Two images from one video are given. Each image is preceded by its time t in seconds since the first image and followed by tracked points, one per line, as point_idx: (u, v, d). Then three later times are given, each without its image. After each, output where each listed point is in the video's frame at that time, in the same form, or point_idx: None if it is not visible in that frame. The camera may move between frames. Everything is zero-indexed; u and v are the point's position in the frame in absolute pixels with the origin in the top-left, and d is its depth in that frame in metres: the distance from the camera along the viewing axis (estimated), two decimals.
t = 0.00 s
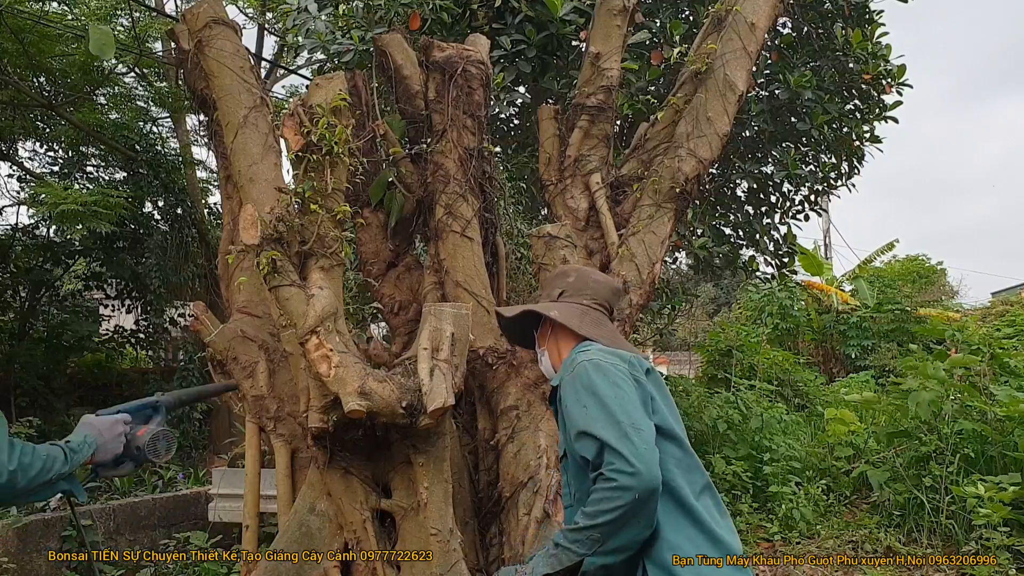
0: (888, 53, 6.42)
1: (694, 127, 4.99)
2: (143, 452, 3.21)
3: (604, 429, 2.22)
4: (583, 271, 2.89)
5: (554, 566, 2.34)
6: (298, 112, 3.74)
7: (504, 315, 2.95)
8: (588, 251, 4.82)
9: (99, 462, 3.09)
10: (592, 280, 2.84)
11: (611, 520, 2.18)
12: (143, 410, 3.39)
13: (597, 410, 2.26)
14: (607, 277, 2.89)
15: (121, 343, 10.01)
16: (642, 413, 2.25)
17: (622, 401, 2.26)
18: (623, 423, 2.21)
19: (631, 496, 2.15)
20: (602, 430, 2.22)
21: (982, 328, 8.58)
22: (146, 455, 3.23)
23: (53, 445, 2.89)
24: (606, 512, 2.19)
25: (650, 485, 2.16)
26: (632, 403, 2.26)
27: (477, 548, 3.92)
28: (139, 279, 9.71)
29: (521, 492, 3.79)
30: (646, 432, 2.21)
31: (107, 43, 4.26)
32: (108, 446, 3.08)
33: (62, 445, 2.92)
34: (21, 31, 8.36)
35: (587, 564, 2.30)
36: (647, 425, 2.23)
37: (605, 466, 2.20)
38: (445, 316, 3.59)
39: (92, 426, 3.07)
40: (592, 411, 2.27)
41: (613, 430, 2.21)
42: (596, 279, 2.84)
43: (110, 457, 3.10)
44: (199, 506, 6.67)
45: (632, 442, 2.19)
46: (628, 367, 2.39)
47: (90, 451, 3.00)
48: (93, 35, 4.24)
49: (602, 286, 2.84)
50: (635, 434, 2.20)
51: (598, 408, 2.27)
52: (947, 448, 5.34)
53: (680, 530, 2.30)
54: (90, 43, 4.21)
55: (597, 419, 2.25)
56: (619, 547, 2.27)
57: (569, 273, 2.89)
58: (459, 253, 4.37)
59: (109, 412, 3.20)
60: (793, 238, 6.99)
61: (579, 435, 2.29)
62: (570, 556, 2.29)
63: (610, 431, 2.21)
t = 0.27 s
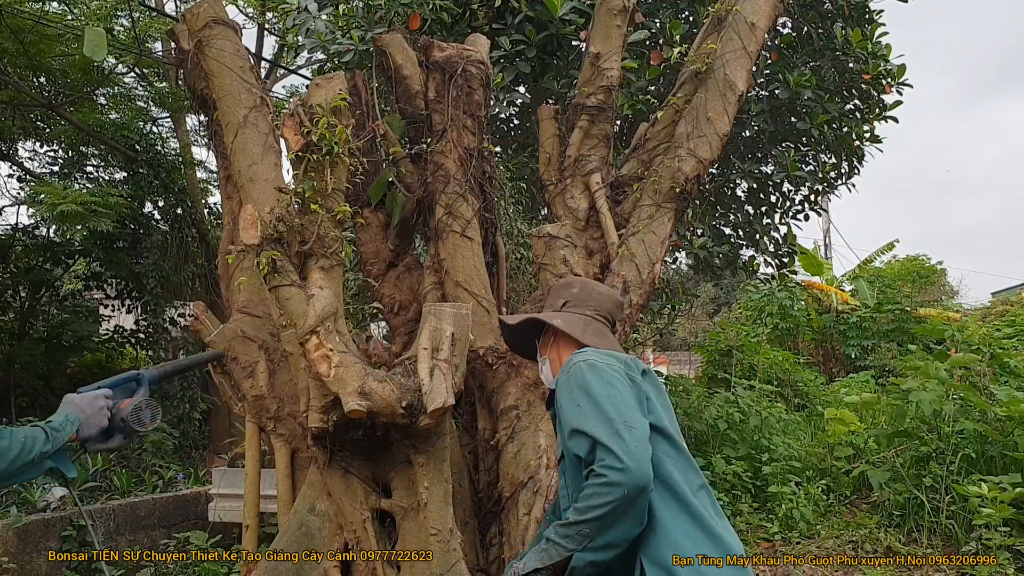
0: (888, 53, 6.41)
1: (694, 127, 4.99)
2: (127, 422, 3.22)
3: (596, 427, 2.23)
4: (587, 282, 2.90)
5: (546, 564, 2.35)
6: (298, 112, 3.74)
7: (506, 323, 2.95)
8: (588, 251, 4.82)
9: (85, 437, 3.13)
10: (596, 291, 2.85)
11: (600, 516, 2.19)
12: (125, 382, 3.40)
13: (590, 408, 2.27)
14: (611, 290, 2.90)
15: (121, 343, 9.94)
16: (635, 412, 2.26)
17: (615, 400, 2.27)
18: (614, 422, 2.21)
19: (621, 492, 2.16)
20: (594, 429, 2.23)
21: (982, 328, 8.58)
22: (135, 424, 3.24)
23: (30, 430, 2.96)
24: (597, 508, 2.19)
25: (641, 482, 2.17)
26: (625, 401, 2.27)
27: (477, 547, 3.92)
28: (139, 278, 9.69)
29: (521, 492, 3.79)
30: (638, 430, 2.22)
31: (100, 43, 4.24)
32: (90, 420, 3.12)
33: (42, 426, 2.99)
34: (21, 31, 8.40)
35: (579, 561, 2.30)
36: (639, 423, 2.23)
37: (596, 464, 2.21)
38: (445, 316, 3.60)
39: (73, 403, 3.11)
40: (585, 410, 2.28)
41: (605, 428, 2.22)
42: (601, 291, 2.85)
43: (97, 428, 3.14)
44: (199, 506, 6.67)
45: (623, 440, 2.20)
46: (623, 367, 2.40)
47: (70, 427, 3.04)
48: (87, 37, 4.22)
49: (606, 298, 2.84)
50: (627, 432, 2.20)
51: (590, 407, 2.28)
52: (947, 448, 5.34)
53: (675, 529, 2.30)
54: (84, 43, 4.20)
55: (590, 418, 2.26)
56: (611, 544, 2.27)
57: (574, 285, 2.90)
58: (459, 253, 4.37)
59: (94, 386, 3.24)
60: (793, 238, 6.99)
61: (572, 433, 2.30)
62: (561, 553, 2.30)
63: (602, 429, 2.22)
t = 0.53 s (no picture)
0: (888, 53, 6.42)
1: (694, 127, 4.99)
2: (72, 478, 3.12)
3: (594, 431, 2.23)
4: (586, 276, 2.90)
5: (547, 568, 2.35)
6: (298, 112, 3.74)
7: (505, 319, 2.96)
8: (588, 251, 4.82)
9: (28, 471, 3.03)
10: (595, 286, 2.84)
11: (600, 521, 2.19)
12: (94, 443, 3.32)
13: (588, 412, 2.27)
14: (609, 283, 2.89)
15: (121, 343, 9.97)
16: (633, 415, 2.25)
17: (613, 403, 2.26)
18: (612, 425, 2.21)
19: (619, 497, 2.16)
20: (591, 433, 2.23)
21: (982, 328, 8.59)
22: (74, 484, 3.13)
23: None
24: (596, 513, 2.20)
25: (639, 487, 2.17)
26: (624, 404, 2.27)
27: (477, 547, 3.92)
28: (139, 278, 9.69)
29: (521, 492, 3.79)
30: (636, 433, 2.21)
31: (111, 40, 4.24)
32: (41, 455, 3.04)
33: None
34: (21, 31, 8.39)
35: (578, 565, 2.31)
36: (637, 426, 2.23)
37: (595, 468, 2.21)
38: (445, 316, 3.60)
39: (36, 433, 3.06)
40: (583, 413, 2.28)
41: (603, 431, 2.22)
42: (599, 285, 2.84)
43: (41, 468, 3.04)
44: (199, 507, 6.67)
45: (620, 445, 2.19)
46: (621, 369, 2.39)
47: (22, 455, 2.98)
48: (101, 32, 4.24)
49: (604, 292, 2.84)
50: (624, 436, 2.20)
51: (588, 411, 2.28)
52: (947, 448, 5.34)
53: (674, 530, 2.30)
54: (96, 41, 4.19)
55: (588, 421, 2.26)
56: (610, 548, 2.27)
57: (572, 279, 2.90)
58: (460, 253, 4.37)
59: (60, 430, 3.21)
60: (793, 238, 6.99)
61: (571, 437, 2.30)
62: (561, 558, 2.31)
63: (599, 433, 2.22)
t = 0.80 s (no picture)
0: (888, 53, 6.41)
1: (694, 127, 4.99)
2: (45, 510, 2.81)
3: (593, 432, 2.23)
4: (583, 278, 2.89)
5: (548, 567, 2.36)
6: (298, 112, 3.74)
7: (504, 322, 2.95)
8: (588, 251, 4.82)
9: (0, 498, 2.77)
10: (592, 288, 2.83)
11: (599, 521, 2.19)
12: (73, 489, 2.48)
13: (588, 413, 2.27)
14: (607, 285, 2.88)
15: (121, 343, 9.97)
16: (632, 415, 2.25)
17: (612, 403, 2.26)
18: (611, 426, 2.21)
19: (619, 497, 2.16)
20: (591, 433, 2.23)
21: (982, 328, 8.59)
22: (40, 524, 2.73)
23: None
24: (595, 513, 2.20)
25: (638, 486, 2.17)
26: (623, 405, 2.26)
27: (477, 547, 3.92)
28: (139, 278, 9.69)
29: (521, 492, 3.79)
30: (635, 433, 2.21)
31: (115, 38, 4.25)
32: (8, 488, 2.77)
33: None
34: (21, 31, 8.39)
35: (578, 564, 2.31)
36: (636, 426, 2.22)
37: (594, 468, 2.21)
38: (445, 316, 3.60)
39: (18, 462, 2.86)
40: (582, 414, 2.28)
41: (602, 432, 2.22)
42: (596, 287, 2.84)
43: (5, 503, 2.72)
44: (198, 507, 6.67)
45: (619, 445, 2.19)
46: (621, 369, 2.38)
47: None
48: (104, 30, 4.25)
49: (602, 294, 2.83)
50: (624, 436, 2.20)
51: (587, 411, 2.27)
52: (947, 448, 5.34)
53: (674, 530, 2.30)
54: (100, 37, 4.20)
55: (587, 422, 2.26)
56: (611, 547, 2.28)
57: (570, 282, 2.89)
58: (460, 253, 4.37)
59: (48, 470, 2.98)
60: (793, 238, 6.99)
61: (571, 437, 2.30)
62: (561, 557, 2.31)
63: (599, 433, 2.22)
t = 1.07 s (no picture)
0: (888, 53, 6.41)
1: (694, 127, 4.99)
2: (86, 499, 2.98)
3: (597, 426, 2.23)
4: (587, 285, 2.90)
5: (550, 564, 2.33)
6: (298, 112, 3.74)
7: (506, 326, 2.95)
8: (588, 251, 4.82)
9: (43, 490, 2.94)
10: (596, 294, 2.84)
11: (603, 515, 2.18)
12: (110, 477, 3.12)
13: (591, 408, 2.27)
14: (610, 292, 2.89)
15: (121, 343, 9.97)
16: (635, 411, 2.26)
17: (615, 399, 2.27)
18: (615, 420, 2.22)
19: (623, 490, 2.16)
20: (595, 427, 2.23)
21: (982, 328, 8.59)
22: (89, 507, 2.98)
23: None
24: (599, 507, 2.19)
25: (643, 480, 2.17)
26: (627, 400, 2.27)
27: (477, 547, 3.92)
28: (138, 278, 9.69)
29: (521, 492, 3.79)
30: (639, 428, 2.22)
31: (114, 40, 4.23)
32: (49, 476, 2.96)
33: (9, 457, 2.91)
34: (21, 31, 8.38)
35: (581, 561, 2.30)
36: (640, 421, 2.23)
37: (598, 462, 2.21)
38: (445, 316, 3.60)
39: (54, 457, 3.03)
40: (586, 409, 2.28)
41: (606, 426, 2.22)
42: (600, 293, 2.85)
43: (53, 491, 2.94)
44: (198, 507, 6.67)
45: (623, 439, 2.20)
46: (623, 367, 2.40)
47: (28, 472, 2.90)
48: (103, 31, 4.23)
49: (606, 300, 2.84)
50: (628, 430, 2.21)
51: (591, 407, 2.28)
52: (947, 448, 5.34)
53: (677, 527, 2.29)
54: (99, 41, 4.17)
55: (591, 417, 2.26)
56: (614, 544, 2.26)
57: (573, 288, 2.90)
58: (460, 253, 4.37)
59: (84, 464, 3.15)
60: (793, 238, 6.99)
61: (574, 433, 2.30)
62: (564, 554, 2.29)
63: (603, 427, 2.22)
